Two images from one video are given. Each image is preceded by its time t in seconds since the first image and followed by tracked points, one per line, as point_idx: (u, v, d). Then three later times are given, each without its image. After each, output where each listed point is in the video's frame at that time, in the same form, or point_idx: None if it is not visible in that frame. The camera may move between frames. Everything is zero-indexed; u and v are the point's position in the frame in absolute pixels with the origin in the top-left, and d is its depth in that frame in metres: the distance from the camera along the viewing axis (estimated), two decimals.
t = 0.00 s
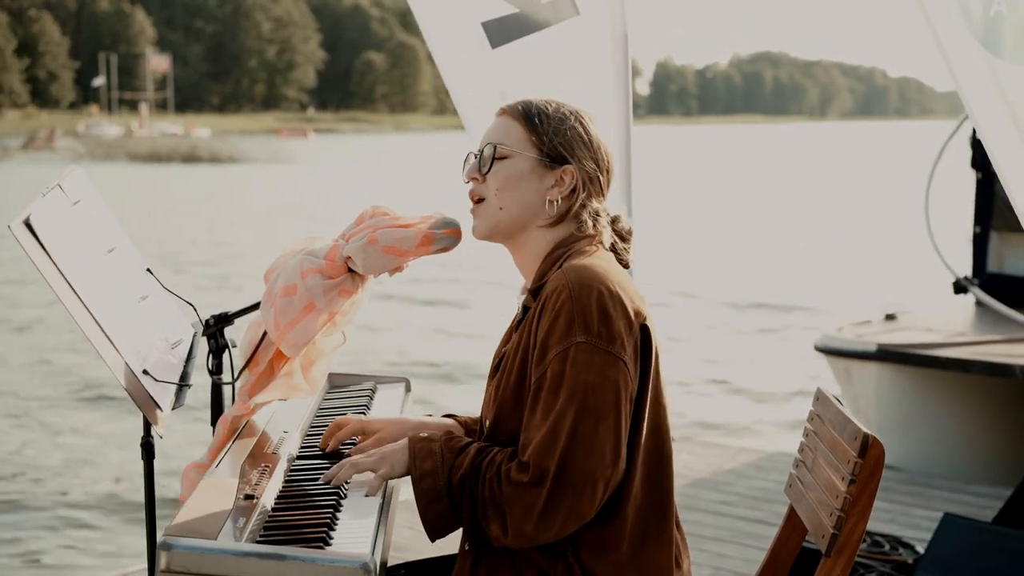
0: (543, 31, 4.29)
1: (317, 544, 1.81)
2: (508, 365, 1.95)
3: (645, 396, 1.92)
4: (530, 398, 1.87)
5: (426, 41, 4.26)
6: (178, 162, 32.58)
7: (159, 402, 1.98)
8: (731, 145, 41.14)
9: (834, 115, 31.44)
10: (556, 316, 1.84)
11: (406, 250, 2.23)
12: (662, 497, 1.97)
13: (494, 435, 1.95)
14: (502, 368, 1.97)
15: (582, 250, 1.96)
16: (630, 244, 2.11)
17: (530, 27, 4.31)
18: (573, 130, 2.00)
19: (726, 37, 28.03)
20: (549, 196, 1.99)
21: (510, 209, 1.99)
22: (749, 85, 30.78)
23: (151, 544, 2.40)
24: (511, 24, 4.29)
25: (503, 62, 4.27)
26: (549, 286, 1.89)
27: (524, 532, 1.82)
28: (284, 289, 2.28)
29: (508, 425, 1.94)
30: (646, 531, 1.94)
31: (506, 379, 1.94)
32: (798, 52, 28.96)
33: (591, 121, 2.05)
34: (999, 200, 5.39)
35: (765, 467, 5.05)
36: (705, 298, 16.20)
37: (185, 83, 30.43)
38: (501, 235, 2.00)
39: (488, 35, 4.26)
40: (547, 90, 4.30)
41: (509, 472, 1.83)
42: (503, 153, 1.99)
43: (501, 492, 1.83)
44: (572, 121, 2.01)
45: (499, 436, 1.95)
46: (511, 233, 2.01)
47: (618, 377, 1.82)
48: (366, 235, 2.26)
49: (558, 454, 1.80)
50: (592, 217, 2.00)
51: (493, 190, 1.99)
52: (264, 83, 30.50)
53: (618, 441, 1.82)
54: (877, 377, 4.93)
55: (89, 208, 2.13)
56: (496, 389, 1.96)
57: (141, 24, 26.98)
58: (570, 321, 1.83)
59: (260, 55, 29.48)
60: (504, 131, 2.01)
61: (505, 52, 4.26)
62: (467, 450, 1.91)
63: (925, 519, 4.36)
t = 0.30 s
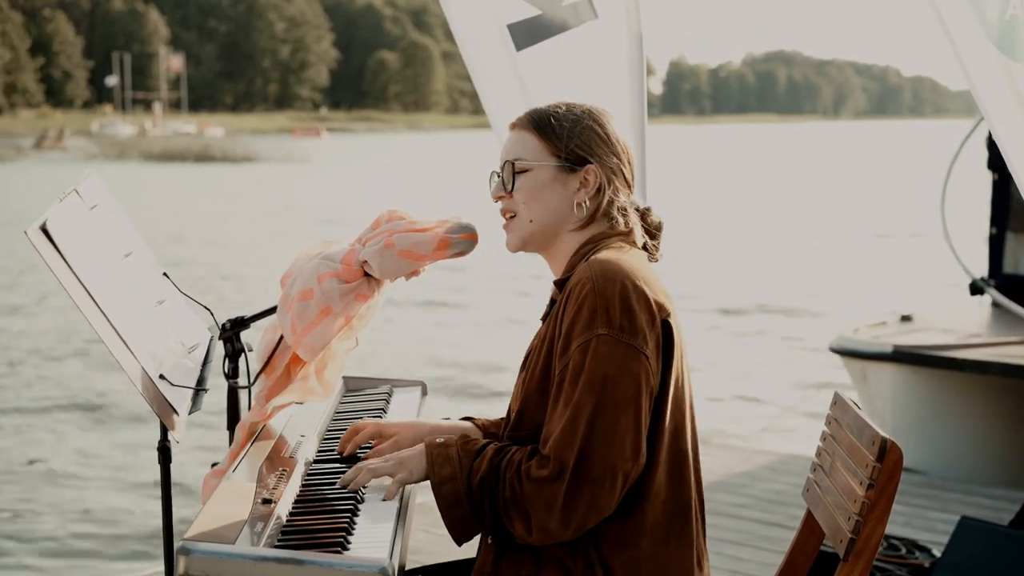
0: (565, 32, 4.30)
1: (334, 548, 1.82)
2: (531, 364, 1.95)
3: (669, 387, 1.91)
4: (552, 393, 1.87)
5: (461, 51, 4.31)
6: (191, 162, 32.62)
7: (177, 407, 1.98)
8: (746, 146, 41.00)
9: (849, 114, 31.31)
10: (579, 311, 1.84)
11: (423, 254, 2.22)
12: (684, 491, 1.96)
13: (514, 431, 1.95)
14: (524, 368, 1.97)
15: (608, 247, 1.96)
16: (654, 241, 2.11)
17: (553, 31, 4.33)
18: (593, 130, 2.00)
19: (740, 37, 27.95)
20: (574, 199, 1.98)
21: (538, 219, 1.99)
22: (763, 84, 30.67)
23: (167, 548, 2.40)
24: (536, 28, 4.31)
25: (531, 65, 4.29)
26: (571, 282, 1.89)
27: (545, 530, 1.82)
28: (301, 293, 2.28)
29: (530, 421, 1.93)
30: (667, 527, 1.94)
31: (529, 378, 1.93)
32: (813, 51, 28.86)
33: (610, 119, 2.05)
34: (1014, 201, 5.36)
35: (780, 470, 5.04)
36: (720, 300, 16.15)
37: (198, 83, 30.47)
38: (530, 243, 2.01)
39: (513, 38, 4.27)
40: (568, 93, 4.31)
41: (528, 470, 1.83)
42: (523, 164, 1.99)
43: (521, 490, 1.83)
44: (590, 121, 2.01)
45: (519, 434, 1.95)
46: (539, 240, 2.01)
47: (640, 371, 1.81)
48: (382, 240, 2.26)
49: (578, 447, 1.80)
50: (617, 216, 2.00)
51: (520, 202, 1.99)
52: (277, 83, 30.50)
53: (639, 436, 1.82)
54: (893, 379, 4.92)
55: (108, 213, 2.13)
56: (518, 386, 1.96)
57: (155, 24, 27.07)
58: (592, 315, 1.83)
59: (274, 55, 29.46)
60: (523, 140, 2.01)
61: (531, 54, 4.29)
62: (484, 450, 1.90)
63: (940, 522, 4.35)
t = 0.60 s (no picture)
0: (574, 32, 4.30)
1: (358, 547, 1.80)
2: (565, 367, 1.95)
3: (709, 395, 1.91)
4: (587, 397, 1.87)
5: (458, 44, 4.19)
6: (206, 160, 32.68)
7: (199, 406, 1.98)
8: (762, 145, 40.92)
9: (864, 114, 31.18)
10: (618, 314, 1.84)
11: (444, 252, 2.21)
12: (718, 499, 1.96)
13: (548, 436, 1.95)
14: (557, 370, 1.97)
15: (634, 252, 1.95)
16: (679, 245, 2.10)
17: (561, 30, 4.30)
18: (604, 135, 1.99)
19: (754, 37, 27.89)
20: (596, 205, 1.98)
21: (562, 236, 1.99)
22: (777, 83, 30.62)
23: (190, 546, 2.39)
24: (543, 26, 4.27)
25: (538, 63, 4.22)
26: (609, 288, 1.89)
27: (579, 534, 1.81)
28: (321, 290, 2.27)
29: (565, 427, 1.93)
30: (697, 535, 1.94)
31: (561, 381, 1.93)
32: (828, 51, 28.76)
33: (624, 122, 2.04)
34: None
35: (797, 468, 5.02)
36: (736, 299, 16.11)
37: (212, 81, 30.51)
38: (560, 258, 2.00)
39: (519, 36, 4.21)
40: (577, 94, 4.32)
41: (561, 473, 1.83)
42: (536, 185, 1.99)
43: (553, 495, 1.82)
44: (605, 127, 2.00)
45: (552, 440, 1.94)
46: (566, 255, 2.00)
47: (680, 375, 1.81)
48: (403, 238, 2.25)
49: (618, 450, 1.79)
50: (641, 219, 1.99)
51: (542, 222, 1.99)
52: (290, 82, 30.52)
53: (678, 440, 1.81)
54: (911, 376, 4.90)
55: (128, 213, 2.12)
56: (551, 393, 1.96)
57: (169, 23, 27.16)
58: (633, 318, 1.82)
59: (288, 54, 29.47)
60: (532, 161, 2.00)
61: (538, 53, 4.22)
62: (514, 455, 1.90)
63: (960, 521, 4.33)
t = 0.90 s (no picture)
0: (584, 28, 4.30)
1: (383, 542, 1.79)
2: (590, 372, 1.95)
3: (732, 405, 1.93)
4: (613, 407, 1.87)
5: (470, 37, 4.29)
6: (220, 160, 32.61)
7: (221, 401, 1.98)
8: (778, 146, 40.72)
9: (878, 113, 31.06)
10: (644, 321, 1.84)
11: (466, 247, 2.21)
12: (741, 509, 1.98)
13: (568, 446, 1.95)
14: (581, 379, 1.97)
15: (656, 257, 1.95)
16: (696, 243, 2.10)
17: (572, 25, 4.31)
18: (631, 130, 1.99)
19: (770, 35, 27.74)
20: (617, 202, 1.97)
21: (581, 224, 1.98)
22: (792, 83, 30.49)
23: (211, 540, 2.39)
24: (557, 20, 4.30)
25: (547, 58, 4.28)
26: (632, 294, 1.90)
27: (613, 545, 1.81)
28: (343, 285, 2.27)
29: (585, 439, 1.94)
30: (716, 548, 1.95)
31: (586, 387, 1.93)
32: (842, 50, 28.65)
33: (652, 119, 2.03)
34: None
35: (815, 466, 5.00)
36: (752, 300, 16.03)
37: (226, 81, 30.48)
38: (575, 247, 2.00)
39: (533, 31, 4.28)
40: (586, 91, 4.35)
41: (595, 487, 1.82)
42: (564, 169, 1.98)
43: (586, 508, 1.82)
44: (633, 121, 2.00)
45: (575, 451, 1.95)
46: (583, 244, 2.00)
47: (707, 380, 1.82)
48: (424, 233, 2.24)
49: (654, 461, 1.79)
50: (662, 218, 1.99)
51: (562, 209, 1.98)
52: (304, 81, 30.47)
53: (709, 450, 1.82)
54: (929, 374, 4.89)
55: (151, 205, 2.12)
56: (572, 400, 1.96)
57: (183, 22, 27.26)
58: (658, 326, 1.83)
59: (302, 53, 29.40)
60: (562, 144, 2.00)
61: (551, 48, 4.28)
62: (539, 470, 1.89)
63: (979, 519, 4.31)
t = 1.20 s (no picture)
0: (598, 30, 4.58)
1: (399, 545, 1.79)
2: (606, 373, 1.94)
3: (747, 407, 1.92)
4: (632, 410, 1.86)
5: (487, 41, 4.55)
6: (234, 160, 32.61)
7: (237, 403, 1.98)
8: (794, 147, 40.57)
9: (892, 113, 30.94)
10: (658, 323, 1.84)
11: (484, 249, 2.20)
12: (756, 511, 1.97)
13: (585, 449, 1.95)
14: (597, 379, 1.97)
15: (670, 258, 1.95)
16: (714, 248, 2.10)
17: (586, 27, 4.60)
18: (657, 133, 1.98)
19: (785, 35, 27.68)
20: (636, 204, 1.97)
21: (594, 218, 1.98)
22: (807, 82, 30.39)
23: (228, 542, 2.38)
24: (569, 22, 4.58)
25: (559, 59, 4.57)
26: (645, 296, 1.90)
27: (638, 547, 1.80)
28: (360, 288, 2.26)
29: (603, 444, 1.93)
30: (735, 554, 1.96)
31: (602, 389, 1.93)
32: (853, 49, 28.60)
33: (678, 122, 2.03)
34: None
35: (830, 468, 4.99)
36: (767, 301, 15.99)
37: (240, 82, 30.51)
38: (587, 242, 1.99)
39: (544, 35, 4.57)
40: (595, 89, 4.60)
41: (621, 487, 1.81)
42: (588, 163, 1.98)
43: (613, 507, 1.81)
44: (660, 125, 1.99)
45: (593, 451, 1.94)
46: (597, 239, 1.99)
47: (723, 381, 1.81)
48: (443, 234, 2.24)
49: (675, 462, 1.79)
50: (679, 219, 1.99)
51: (579, 203, 1.98)
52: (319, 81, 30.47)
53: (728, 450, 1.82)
54: (947, 377, 4.86)
55: (169, 207, 2.12)
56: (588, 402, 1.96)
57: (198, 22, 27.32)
58: (673, 328, 1.83)
59: (316, 54, 29.42)
60: (588, 138, 2.00)
61: (563, 49, 4.57)
62: (564, 470, 1.88)
63: (995, 522, 4.30)
